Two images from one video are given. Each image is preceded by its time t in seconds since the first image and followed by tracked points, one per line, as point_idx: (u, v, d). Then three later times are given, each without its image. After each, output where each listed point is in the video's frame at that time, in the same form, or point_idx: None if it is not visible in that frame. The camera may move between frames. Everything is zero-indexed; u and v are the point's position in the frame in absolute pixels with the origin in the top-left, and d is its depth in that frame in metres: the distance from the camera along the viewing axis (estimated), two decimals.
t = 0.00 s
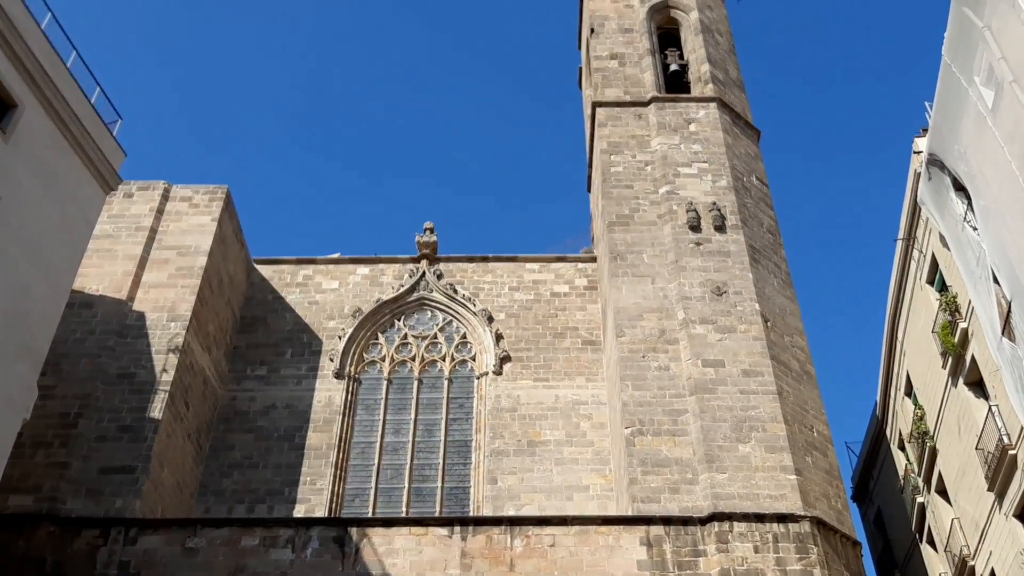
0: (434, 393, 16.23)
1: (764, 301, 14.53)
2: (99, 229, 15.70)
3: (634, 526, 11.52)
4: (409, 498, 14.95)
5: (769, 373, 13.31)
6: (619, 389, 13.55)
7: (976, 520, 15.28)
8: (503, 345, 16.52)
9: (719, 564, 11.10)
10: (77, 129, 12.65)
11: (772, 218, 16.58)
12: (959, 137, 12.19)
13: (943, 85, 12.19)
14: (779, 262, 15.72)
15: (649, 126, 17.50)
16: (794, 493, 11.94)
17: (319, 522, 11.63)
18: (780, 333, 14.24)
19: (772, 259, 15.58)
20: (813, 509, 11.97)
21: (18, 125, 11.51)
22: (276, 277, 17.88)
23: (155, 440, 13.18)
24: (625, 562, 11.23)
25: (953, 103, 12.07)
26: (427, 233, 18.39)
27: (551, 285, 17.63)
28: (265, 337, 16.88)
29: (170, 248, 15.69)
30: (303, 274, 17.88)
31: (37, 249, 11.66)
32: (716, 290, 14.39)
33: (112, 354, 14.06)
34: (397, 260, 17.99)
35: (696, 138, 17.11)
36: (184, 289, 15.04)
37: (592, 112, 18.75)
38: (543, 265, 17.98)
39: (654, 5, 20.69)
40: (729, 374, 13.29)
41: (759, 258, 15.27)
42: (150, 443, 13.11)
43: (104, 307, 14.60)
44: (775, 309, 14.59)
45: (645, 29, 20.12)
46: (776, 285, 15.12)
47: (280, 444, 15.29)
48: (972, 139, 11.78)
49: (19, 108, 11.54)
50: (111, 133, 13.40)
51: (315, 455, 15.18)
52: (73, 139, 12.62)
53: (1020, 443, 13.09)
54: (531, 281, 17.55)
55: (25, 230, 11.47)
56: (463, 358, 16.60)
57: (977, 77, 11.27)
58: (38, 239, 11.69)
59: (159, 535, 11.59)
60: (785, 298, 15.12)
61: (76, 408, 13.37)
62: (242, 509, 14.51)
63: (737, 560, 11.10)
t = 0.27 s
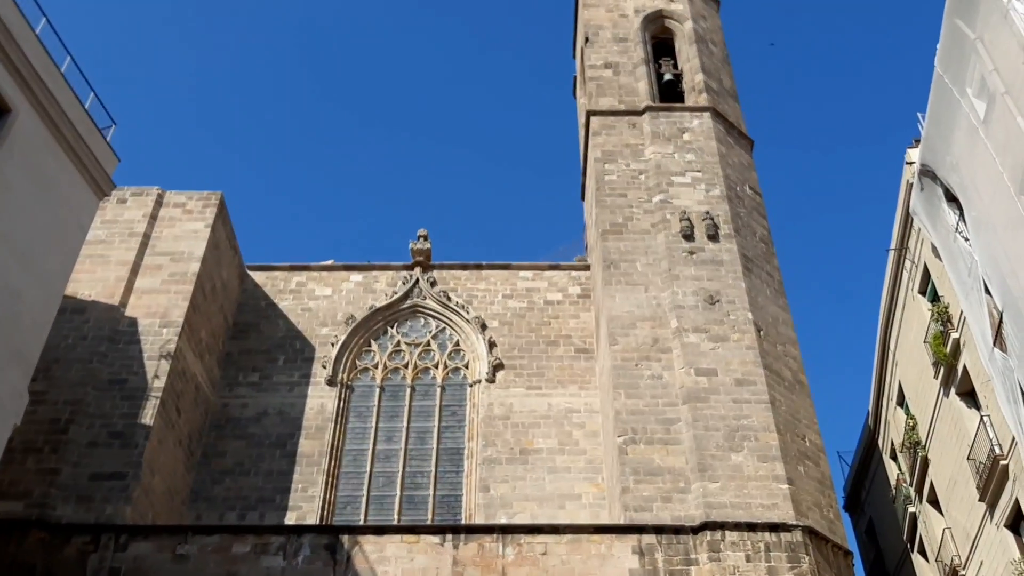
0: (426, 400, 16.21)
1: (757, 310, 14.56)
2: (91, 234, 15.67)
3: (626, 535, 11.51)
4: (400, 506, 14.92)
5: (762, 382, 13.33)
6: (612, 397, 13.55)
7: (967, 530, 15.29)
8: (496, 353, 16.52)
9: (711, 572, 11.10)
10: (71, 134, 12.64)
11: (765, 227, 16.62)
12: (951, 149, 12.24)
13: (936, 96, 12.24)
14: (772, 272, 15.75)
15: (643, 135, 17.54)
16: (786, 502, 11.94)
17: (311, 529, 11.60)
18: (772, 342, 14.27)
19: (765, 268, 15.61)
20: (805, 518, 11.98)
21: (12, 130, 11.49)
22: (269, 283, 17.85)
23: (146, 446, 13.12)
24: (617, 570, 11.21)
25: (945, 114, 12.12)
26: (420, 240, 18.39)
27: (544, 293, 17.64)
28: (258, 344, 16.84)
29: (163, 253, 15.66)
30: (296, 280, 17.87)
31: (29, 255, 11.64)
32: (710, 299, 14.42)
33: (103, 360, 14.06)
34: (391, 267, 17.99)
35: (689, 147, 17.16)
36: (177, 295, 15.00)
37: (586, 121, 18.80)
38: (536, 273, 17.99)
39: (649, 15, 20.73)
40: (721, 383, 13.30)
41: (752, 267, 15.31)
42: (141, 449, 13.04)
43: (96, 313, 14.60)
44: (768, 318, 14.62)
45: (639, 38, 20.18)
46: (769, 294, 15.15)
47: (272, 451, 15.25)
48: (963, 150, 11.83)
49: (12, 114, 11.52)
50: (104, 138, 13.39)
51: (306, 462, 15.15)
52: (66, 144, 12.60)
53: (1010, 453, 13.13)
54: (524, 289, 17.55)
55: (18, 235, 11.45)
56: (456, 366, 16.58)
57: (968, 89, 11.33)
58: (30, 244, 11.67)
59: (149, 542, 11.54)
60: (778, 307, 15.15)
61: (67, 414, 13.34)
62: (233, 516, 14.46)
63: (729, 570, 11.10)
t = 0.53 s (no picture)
0: (419, 408, 16.18)
1: (750, 319, 14.59)
2: (84, 240, 15.64)
3: (619, 543, 11.49)
4: (393, 514, 14.88)
5: (755, 391, 13.34)
6: (605, 405, 13.55)
7: (959, 540, 15.32)
8: (490, 361, 16.51)
9: None
10: (65, 140, 12.62)
11: (758, 237, 16.66)
12: (943, 159, 12.30)
13: (928, 107, 12.30)
14: (766, 281, 15.79)
15: (637, 143, 17.59)
16: (779, 511, 11.95)
17: (303, 537, 11.57)
18: (765, 351, 14.29)
19: (758, 277, 15.64)
20: (797, 527, 11.98)
21: (6, 135, 11.47)
22: (262, 290, 17.83)
23: (138, 452, 13.08)
24: None
25: (937, 125, 12.18)
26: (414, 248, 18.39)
27: (538, 301, 17.65)
28: (251, 350, 16.82)
29: (156, 259, 15.63)
30: (289, 287, 17.85)
31: (22, 261, 11.63)
32: (703, 308, 14.44)
33: (95, 366, 13.97)
34: (384, 274, 17.99)
35: (683, 156, 17.21)
36: (170, 301, 14.98)
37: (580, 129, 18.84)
38: (530, 280, 18.00)
39: (643, 24, 20.79)
40: (715, 392, 13.31)
41: (745, 276, 15.34)
42: (132, 456, 13.01)
43: (88, 318, 14.55)
44: (761, 327, 14.64)
45: (633, 48, 20.23)
46: (762, 303, 15.18)
47: (264, 458, 15.22)
48: (955, 161, 11.89)
49: (6, 119, 11.50)
50: (98, 143, 13.38)
51: (299, 469, 15.11)
52: (60, 149, 12.58)
53: (1002, 463, 13.17)
54: (517, 297, 17.56)
55: (11, 239, 11.42)
56: (449, 373, 16.57)
57: (961, 100, 11.38)
58: (23, 249, 11.65)
59: (140, 549, 11.49)
60: (771, 316, 15.17)
61: (59, 420, 13.25)
62: (225, 523, 14.42)
63: None
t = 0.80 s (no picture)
0: (412, 415, 16.15)
1: (744, 327, 14.60)
2: (77, 245, 15.59)
3: (611, 551, 11.47)
4: (385, 521, 14.84)
5: (748, 399, 13.34)
6: (599, 413, 13.54)
7: (951, 550, 15.32)
8: (483, 368, 16.49)
9: None
10: (58, 144, 12.59)
11: (752, 245, 16.69)
12: (936, 169, 12.33)
13: (922, 117, 12.33)
14: (759, 289, 15.81)
15: (632, 151, 17.61)
16: (771, 520, 11.94)
17: (294, 544, 11.54)
18: (758, 359, 14.30)
19: (751, 285, 15.67)
20: (789, 536, 11.98)
21: None
22: (255, 296, 17.80)
23: (129, 458, 13.03)
24: None
25: (931, 134, 12.21)
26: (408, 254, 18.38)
27: (532, 308, 17.65)
28: (243, 356, 16.77)
29: (149, 264, 15.60)
30: (282, 293, 17.82)
31: (15, 266, 11.59)
32: (696, 316, 14.45)
33: (87, 371, 13.94)
34: (378, 281, 17.97)
35: (677, 164, 17.23)
36: (162, 306, 14.94)
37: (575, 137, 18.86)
38: (524, 287, 18.00)
39: (638, 32, 20.82)
40: (708, 400, 13.31)
41: (739, 284, 15.36)
42: (124, 461, 12.95)
43: (80, 323, 14.50)
44: (754, 336, 14.66)
45: (628, 56, 20.27)
46: (756, 311, 15.20)
47: (256, 465, 15.17)
48: (948, 170, 11.92)
49: None
50: (92, 148, 13.35)
51: (291, 476, 15.07)
52: (54, 154, 12.54)
53: (994, 472, 13.19)
54: (511, 304, 17.56)
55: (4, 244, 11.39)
56: (443, 380, 16.54)
57: (954, 110, 11.42)
58: (16, 254, 11.61)
59: (131, 555, 11.44)
60: (765, 324, 15.19)
61: (50, 425, 13.22)
62: (216, 529, 14.36)
63: None
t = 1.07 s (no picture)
0: (405, 420, 16.12)
1: (737, 334, 14.61)
2: (70, 248, 15.55)
3: (603, 558, 11.45)
4: (376, 527, 14.80)
5: (740, 406, 13.34)
6: (592, 419, 13.54)
7: (943, 558, 15.34)
8: (476, 374, 16.48)
9: None
10: (51, 146, 12.55)
11: (745, 252, 16.71)
12: (929, 178, 12.36)
13: (915, 125, 12.37)
14: (752, 297, 15.83)
15: (626, 158, 17.64)
16: (763, 527, 11.94)
17: (285, 550, 11.50)
18: (751, 366, 14.31)
19: (744, 293, 15.69)
20: (781, 543, 11.98)
21: None
22: (248, 300, 17.76)
23: (120, 462, 12.98)
24: None
25: (924, 143, 12.24)
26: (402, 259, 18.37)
27: (525, 314, 17.65)
28: (236, 361, 16.73)
29: (142, 268, 15.55)
30: (276, 297, 17.79)
31: (6, 269, 11.55)
32: (689, 323, 14.46)
33: (78, 374, 13.89)
34: (371, 286, 17.96)
35: (672, 171, 17.26)
36: (155, 310, 14.90)
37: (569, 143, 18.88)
38: (517, 293, 18.00)
39: (633, 40, 20.86)
40: (701, 407, 13.31)
41: (732, 291, 15.38)
42: (115, 466, 12.90)
43: (72, 327, 14.45)
44: (747, 343, 14.67)
45: (623, 63, 20.30)
46: (749, 318, 15.22)
47: (247, 470, 15.13)
48: (941, 179, 11.95)
49: None
50: (85, 150, 13.31)
51: (282, 481, 15.03)
52: (46, 156, 12.51)
53: (986, 480, 13.20)
54: (505, 310, 17.55)
55: None
56: (435, 386, 16.52)
57: (947, 118, 11.45)
58: (7, 256, 11.57)
59: (121, 560, 11.39)
60: (758, 332, 15.21)
61: (41, 428, 13.17)
62: (207, 534, 14.31)
63: None
